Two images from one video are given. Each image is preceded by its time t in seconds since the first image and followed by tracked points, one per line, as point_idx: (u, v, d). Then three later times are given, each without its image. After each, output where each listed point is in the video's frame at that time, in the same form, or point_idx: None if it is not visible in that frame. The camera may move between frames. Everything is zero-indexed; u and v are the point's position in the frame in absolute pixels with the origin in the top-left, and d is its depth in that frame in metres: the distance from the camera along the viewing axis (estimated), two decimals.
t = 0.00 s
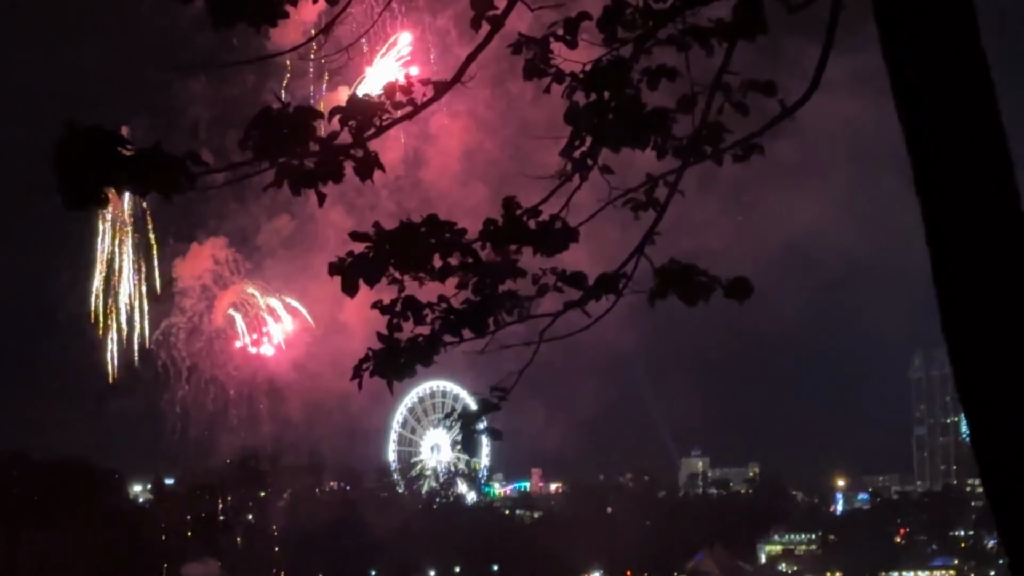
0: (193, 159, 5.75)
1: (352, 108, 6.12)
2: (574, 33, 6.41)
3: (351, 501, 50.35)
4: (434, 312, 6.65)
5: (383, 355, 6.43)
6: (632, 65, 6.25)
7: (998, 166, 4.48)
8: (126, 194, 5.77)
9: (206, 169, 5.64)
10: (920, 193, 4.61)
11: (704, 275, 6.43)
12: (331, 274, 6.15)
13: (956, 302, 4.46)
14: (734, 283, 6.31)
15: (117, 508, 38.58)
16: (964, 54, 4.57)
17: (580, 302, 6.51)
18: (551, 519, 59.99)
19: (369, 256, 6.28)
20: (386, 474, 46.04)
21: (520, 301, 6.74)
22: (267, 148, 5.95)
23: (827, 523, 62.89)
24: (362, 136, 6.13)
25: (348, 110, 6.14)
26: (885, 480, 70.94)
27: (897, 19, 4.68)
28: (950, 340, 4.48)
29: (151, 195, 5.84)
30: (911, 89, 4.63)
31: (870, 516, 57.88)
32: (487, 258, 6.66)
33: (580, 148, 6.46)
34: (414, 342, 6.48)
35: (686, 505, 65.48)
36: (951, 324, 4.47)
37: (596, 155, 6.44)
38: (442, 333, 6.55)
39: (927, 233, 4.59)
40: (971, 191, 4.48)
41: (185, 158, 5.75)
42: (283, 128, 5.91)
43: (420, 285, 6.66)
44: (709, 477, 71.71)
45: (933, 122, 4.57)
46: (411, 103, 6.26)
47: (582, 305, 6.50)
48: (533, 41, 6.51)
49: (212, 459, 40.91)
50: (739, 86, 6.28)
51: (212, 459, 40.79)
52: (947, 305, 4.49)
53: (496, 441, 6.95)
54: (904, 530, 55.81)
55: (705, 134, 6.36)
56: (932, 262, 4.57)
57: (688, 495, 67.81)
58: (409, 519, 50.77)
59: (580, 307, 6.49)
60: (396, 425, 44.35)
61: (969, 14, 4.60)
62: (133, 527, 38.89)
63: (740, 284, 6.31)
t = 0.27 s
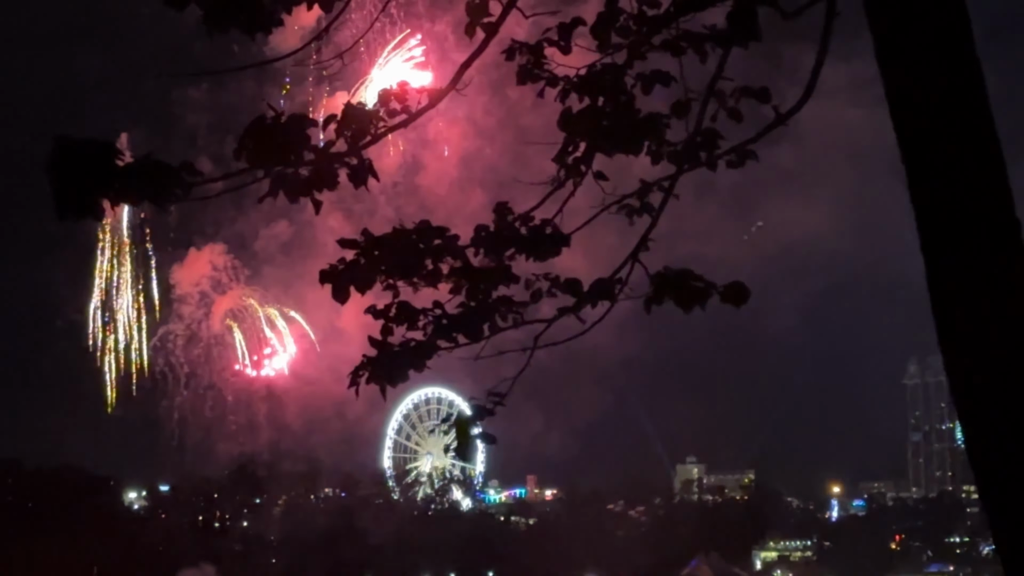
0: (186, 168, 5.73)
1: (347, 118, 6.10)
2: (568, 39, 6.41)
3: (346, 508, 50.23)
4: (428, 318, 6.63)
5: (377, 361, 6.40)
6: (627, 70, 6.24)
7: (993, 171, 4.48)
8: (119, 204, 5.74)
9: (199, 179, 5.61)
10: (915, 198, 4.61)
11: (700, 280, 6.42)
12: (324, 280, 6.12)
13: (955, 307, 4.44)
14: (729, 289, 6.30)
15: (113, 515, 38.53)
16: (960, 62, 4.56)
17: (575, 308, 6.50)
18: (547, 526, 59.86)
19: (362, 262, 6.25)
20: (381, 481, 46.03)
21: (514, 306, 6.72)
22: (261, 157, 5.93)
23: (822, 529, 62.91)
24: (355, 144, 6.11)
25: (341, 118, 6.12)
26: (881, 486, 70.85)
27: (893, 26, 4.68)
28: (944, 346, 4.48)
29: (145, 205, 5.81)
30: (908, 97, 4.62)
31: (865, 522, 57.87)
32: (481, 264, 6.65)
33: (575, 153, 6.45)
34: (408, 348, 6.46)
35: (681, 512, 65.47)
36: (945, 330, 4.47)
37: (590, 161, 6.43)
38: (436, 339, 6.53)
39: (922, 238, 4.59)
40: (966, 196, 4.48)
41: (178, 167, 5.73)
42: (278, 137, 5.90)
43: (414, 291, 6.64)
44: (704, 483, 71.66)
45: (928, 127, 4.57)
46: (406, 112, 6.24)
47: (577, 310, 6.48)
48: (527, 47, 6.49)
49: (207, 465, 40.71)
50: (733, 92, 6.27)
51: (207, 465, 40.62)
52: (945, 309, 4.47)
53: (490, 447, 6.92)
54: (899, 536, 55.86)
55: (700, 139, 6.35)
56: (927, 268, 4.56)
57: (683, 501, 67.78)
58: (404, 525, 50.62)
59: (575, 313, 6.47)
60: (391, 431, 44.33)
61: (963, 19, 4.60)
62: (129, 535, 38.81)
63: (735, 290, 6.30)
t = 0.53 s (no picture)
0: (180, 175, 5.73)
1: (341, 125, 6.10)
2: (561, 49, 6.42)
3: (341, 515, 50.18)
4: (422, 325, 6.62)
5: (370, 367, 6.39)
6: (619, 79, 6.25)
7: (985, 178, 4.49)
8: (113, 213, 5.73)
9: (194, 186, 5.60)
10: (908, 204, 4.62)
11: (693, 288, 6.42)
12: (317, 287, 6.11)
13: (948, 313, 4.44)
14: (722, 297, 6.30)
15: (108, 524, 38.33)
16: (953, 71, 4.57)
17: (568, 316, 6.50)
18: (541, 535, 59.76)
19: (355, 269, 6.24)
20: (375, 489, 45.94)
21: (507, 313, 6.72)
22: (255, 164, 5.92)
23: (816, 536, 62.88)
24: (350, 152, 6.11)
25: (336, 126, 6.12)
26: (875, 494, 70.84)
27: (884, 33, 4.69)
28: (937, 352, 4.48)
29: (139, 213, 5.79)
30: (902, 107, 4.63)
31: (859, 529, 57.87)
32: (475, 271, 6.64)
33: (568, 161, 6.46)
34: (401, 354, 6.45)
35: (674, 519, 65.40)
36: (939, 334, 4.47)
37: (583, 169, 6.43)
38: (430, 345, 6.52)
39: (915, 246, 4.60)
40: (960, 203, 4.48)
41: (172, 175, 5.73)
42: (272, 144, 5.90)
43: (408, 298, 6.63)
44: (698, 490, 71.60)
45: (921, 135, 4.58)
46: (400, 120, 6.25)
47: (570, 318, 6.47)
48: (520, 56, 6.50)
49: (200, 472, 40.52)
50: (726, 101, 6.28)
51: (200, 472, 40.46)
52: (937, 314, 4.48)
53: (485, 454, 6.91)
54: (892, 543, 55.89)
55: (693, 147, 6.36)
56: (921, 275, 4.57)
57: (677, 509, 67.71)
58: (398, 533, 50.50)
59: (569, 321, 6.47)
60: (385, 439, 44.24)
61: (956, 29, 4.62)
62: (122, 543, 38.66)
63: (729, 297, 6.30)
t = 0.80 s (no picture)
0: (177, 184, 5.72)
1: (339, 132, 6.09)
2: (555, 57, 6.41)
3: (336, 522, 50.04)
4: (418, 331, 6.60)
5: (366, 376, 6.37)
6: (614, 88, 6.24)
7: (981, 188, 4.47)
8: (111, 220, 5.71)
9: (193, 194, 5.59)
10: (903, 214, 4.62)
11: (688, 295, 6.41)
12: (314, 294, 6.09)
13: (943, 321, 4.43)
14: (717, 304, 6.29)
15: (101, 532, 38.13)
16: (948, 79, 4.57)
17: (564, 323, 6.49)
18: (536, 541, 59.63)
19: (351, 276, 6.22)
20: (370, 496, 45.80)
21: (503, 320, 6.71)
22: (253, 172, 5.90)
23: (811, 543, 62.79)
24: (348, 158, 6.09)
25: (334, 132, 6.11)
26: (869, 500, 70.88)
27: (880, 42, 4.69)
28: (932, 361, 4.48)
29: (137, 221, 5.77)
30: (897, 115, 4.62)
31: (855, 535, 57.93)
32: (471, 278, 6.63)
33: (562, 170, 6.45)
34: (398, 362, 6.43)
35: (669, 526, 65.30)
36: (934, 345, 4.46)
37: (578, 176, 6.42)
38: (425, 353, 6.50)
39: (911, 256, 4.59)
40: (953, 212, 4.47)
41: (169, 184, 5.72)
42: (270, 152, 5.88)
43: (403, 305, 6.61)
44: (693, 497, 71.50)
45: (914, 146, 4.57)
46: (398, 127, 6.24)
47: (566, 324, 6.47)
48: (512, 65, 6.50)
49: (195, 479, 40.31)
50: (721, 109, 6.28)
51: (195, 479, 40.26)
52: (932, 322, 4.47)
53: (480, 461, 6.89)
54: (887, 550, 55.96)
55: (689, 154, 6.36)
56: (917, 285, 4.56)
57: (672, 515, 67.66)
58: (393, 539, 50.47)
59: (565, 327, 6.45)
60: (380, 446, 44.14)
61: (951, 37, 4.62)
62: (118, 551, 38.48)
63: (724, 304, 6.29)
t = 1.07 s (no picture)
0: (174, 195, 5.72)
1: (335, 141, 6.09)
2: (551, 63, 6.42)
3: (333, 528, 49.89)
4: (414, 338, 6.60)
5: (361, 382, 6.37)
6: (610, 93, 6.25)
7: (977, 194, 4.48)
8: (106, 231, 5.71)
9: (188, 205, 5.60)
10: (899, 221, 4.62)
11: (684, 302, 6.41)
12: (310, 303, 6.09)
13: (938, 327, 4.44)
14: (713, 310, 6.30)
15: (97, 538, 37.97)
16: (943, 85, 4.57)
17: (560, 329, 6.49)
18: (533, 547, 59.46)
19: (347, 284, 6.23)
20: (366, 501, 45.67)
21: (499, 326, 6.72)
22: (248, 182, 5.91)
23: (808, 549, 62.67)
24: (344, 168, 6.09)
25: (330, 143, 6.11)
26: (866, 505, 70.83)
27: (874, 48, 4.70)
28: (928, 367, 4.48)
29: (133, 232, 5.77)
30: (892, 121, 4.63)
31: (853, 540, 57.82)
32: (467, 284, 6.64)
33: (558, 176, 6.45)
34: (393, 369, 6.44)
35: (666, 531, 65.19)
36: (930, 352, 4.47)
37: (574, 183, 6.43)
38: (421, 359, 6.51)
39: (907, 262, 4.60)
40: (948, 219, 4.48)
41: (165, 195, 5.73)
42: (266, 163, 5.89)
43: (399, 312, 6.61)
44: (689, 502, 71.39)
45: (910, 153, 4.58)
46: (393, 135, 6.24)
47: (562, 331, 6.47)
48: (509, 70, 6.50)
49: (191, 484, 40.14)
50: (716, 114, 6.29)
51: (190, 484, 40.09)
52: (926, 327, 4.49)
53: (476, 468, 6.89)
54: (884, 555, 55.87)
55: (685, 161, 6.36)
56: (912, 292, 4.57)
57: (669, 520, 67.55)
58: (389, 544, 50.37)
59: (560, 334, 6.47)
60: (377, 451, 44.04)
61: (946, 43, 4.63)
62: (115, 557, 38.34)
63: (719, 311, 6.30)
